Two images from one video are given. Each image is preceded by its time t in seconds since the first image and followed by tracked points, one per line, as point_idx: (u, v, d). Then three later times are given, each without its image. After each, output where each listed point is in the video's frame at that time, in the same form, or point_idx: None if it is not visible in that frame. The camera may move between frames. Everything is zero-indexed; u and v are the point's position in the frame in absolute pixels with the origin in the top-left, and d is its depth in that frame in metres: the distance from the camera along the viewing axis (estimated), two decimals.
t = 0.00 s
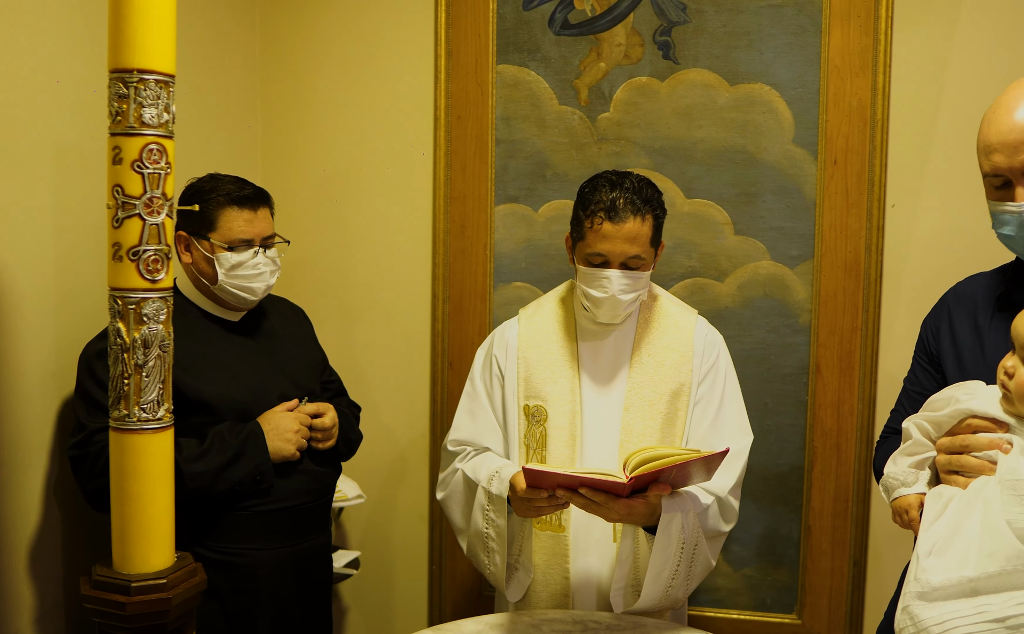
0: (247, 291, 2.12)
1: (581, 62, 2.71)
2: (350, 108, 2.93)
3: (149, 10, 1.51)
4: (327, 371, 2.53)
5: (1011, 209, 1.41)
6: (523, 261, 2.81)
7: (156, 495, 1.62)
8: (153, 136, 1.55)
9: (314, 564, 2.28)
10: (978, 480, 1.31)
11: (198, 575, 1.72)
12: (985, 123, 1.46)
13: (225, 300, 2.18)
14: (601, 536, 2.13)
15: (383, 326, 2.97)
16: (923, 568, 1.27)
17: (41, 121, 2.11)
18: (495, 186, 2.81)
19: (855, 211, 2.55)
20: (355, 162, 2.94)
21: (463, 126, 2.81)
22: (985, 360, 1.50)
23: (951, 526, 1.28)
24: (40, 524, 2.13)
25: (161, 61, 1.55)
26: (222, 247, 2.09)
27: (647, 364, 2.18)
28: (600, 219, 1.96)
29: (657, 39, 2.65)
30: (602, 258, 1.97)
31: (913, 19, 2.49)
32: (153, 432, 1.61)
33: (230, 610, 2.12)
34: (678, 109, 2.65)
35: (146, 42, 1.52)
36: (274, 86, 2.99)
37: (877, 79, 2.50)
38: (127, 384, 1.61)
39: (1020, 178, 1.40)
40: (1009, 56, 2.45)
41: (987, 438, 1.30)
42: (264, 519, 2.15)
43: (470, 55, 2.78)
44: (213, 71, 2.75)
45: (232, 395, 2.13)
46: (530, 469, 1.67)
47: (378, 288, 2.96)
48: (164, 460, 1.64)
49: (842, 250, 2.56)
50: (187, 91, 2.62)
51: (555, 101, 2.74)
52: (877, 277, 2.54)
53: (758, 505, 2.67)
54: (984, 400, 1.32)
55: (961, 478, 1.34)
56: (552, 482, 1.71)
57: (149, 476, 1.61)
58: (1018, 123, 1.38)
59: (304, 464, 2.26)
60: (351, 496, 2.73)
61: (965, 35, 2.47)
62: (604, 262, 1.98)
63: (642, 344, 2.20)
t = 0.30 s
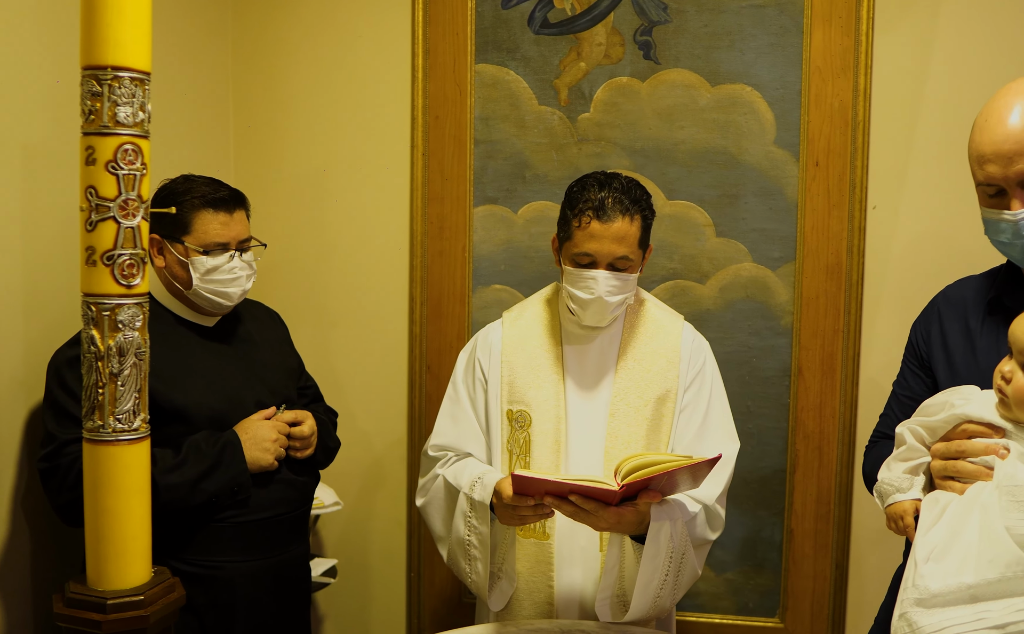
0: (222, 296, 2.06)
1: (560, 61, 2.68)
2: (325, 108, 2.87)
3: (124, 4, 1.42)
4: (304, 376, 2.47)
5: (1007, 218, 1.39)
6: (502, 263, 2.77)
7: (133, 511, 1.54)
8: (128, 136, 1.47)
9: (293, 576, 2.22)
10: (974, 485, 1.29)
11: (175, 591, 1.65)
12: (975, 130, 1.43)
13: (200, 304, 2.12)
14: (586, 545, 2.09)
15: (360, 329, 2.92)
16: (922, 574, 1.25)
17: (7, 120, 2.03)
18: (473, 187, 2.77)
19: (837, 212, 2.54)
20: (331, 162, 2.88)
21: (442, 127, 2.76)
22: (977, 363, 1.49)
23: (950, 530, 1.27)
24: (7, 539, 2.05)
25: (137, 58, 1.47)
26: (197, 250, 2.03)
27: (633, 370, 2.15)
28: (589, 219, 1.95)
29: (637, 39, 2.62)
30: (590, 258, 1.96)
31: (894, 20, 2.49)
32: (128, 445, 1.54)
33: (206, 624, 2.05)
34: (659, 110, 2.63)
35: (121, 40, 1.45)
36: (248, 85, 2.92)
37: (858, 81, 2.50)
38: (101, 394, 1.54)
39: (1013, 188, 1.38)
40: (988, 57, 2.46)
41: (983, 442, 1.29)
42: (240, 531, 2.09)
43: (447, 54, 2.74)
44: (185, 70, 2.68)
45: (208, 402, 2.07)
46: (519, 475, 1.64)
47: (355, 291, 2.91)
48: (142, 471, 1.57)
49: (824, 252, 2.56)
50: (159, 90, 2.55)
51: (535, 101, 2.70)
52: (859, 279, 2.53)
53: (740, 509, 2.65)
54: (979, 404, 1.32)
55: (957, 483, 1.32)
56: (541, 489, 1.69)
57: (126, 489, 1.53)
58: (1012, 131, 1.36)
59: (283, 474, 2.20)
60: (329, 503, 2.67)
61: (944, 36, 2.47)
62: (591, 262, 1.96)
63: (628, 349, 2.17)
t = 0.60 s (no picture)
0: (190, 301, 2.00)
1: (535, 61, 2.65)
2: (295, 107, 2.81)
3: None
4: (274, 382, 2.41)
5: (993, 221, 1.39)
6: (476, 265, 2.73)
7: (100, 524, 1.42)
8: (96, 136, 1.35)
9: (265, 587, 2.16)
10: (965, 491, 1.30)
11: (147, 609, 1.52)
12: (961, 134, 1.45)
13: (167, 309, 2.05)
14: (565, 552, 2.06)
15: (331, 334, 2.86)
16: (916, 585, 1.26)
17: None
18: (447, 188, 2.72)
19: (812, 215, 2.54)
20: (302, 163, 2.82)
21: (414, 127, 2.72)
22: (963, 368, 1.50)
23: (941, 539, 1.28)
24: None
25: (106, 55, 1.35)
26: (165, 254, 1.97)
27: (610, 375, 2.12)
28: (568, 218, 1.93)
29: (613, 39, 2.60)
30: (569, 259, 1.94)
31: (868, 22, 2.50)
32: (95, 457, 1.42)
33: None
34: (634, 111, 2.61)
35: (88, 35, 1.33)
36: (215, 83, 2.85)
37: (833, 83, 2.50)
38: (70, 405, 1.42)
39: (999, 191, 1.39)
40: (960, 60, 2.48)
41: (972, 449, 1.29)
42: (211, 543, 2.03)
43: (420, 54, 2.70)
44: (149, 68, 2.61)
45: (177, 411, 2.00)
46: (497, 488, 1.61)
47: (326, 295, 2.85)
48: (111, 487, 1.45)
49: (799, 255, 2.56)
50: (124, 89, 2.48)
51: (509, 101, 2.67)
52: (834, 281, 2.54)
53: (716, 512, 2.64)
54: (968, 410, 1.32)
55: (948, 489, 1.33)
56: (520, 501, 1.65)
57: (93, 504, 1.42)
58: (998, 135, 1.37)
59: (254, 483, 2.13)
60: (300, 510, 2.61)
61: (917, 39, 2.49)
62: (570, 263, 1.94)
63: (604, 354, 2.14)
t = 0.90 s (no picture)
0: (148, 304, 1.93)
1: (500, 60, 2.61)
2: (254, 105, 2.74)
3: None
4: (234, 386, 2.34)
5: (970, 223, 1.40)
6: (440, 267, 2.68)
7: (59, 535, 1.30)
8: (53, 133, 1.25)
9: (227, 597, 2.09)
10: (946, 494, 1.31)
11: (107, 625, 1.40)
12: (936, 136, 1.45)
13: (123, 313, 1.98)
14: (536, 559, 2.02)
15: (293, 337, 2.79)
16: (900, 591, 1.26)
17: None
18: (411, 189, 2.67)
19: (777, 216, 2.55)
20: (261, 162, 2.75)
21: (377, 127, 2.67)
22: (939, 369, 1.51)
23: (924, 543, 1.28)
24: None
25: (64, 50, 1.26)
26: (121, 256, 1.90)
27: (578, 378, 2.10)
28: (532, 216, 1.91)
29: (578, 38, 2.58)
30: (534, 257, 1.92)
31: (832, 24, 2.52)
32: (55, 466, 1.29)
33: None
34: (600, 111, 2.59)
35: (44, 29, 1.23)
36: (171, 80, 2.77)
37: (799, 84, 2.51)
38: (21, 415, 1.29)
39: (976, 191, 1.40)
40: (922, 63, 2.51)
41: (953, 451, 1.31)
42: (171, 553, 1.96)
43: (384, 52, 2.65)
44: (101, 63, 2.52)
45: (135, 417, 1.93)
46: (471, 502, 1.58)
47: (286, 297, 2.78)
48: (71, 498, 1.32)
49: (765, 255, 2.56)
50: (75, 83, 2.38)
51: (474, 100, 2.63)
52: (800, 281, 2.55)
53: (684, 513, 2.63)
54: (948, 411, 1.34)
55: (928, 492, 1.34)
56: (492, 511, 1.62)
57: (53, 515, 1.29)
58: (974, 136, 1.38)
59: (215, 491, 2.06)
60: (261, 517, 2.53)
61: (880, 41, 2.51)
62: (535, 262, 1.92)
63: (571, 355, 2.12)
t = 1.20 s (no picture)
0: (99, 308, 1.86)
1: (460, 60, 2.59)
2: (207, 104, 2.67)
3: None
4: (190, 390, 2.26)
5: (937, 225, 1.41)
6: (400, 269, 2.64)
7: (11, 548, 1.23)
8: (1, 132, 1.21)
9: (186, 607, 2.03)
10: (916, 494, 1.33)
11: None
12: (903, 138, 1.47)
13: (73, 317, 1.90)
14: (502, 566, 1.98)
15: (249, 341, 2.72)
16: (872, 590, 1.27)
17: None
18: (369, 189, 2.63)
19: (738, 217, 2.56)
20: (216, 162, 2.68)
21: (335, 126, 2.62)
22: (906, 370, 1.53)
23: (895, 543, 1.30)
24: None
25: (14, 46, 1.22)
26: (71, 259, 1.82)
27: (541, 381, 2.08)
28: (495, 215, 1.89)
29: (539, 38, 2.56)
30: (497, 257, 1.89)
31: (791, 26, 2.54)
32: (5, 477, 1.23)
33: None
34: (561, 110, 2.58)
35: None
36: (121, 77, 2.69)
37: (759, 85, 2.53)
38: None
39: (943, 194, 1.41)
40: (878, 65, 2.54)
41: (923, 451, 1.33)
42: (127, 563, 1.89)
43: (342, 50, 2.60)
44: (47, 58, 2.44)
45: (86, 424, 1.85)
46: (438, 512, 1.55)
47: (242, 300, 2.71)
48: (24, 511, 1.27)
49: (726, 256, 2.57)
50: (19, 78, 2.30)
51: (434, 99, 2.60)
52: (760, 281, 2.56)
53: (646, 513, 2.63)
54: (918, 412, 1.36)
55: (897, 492, 1.36)
56: (458, 521, 1.60)
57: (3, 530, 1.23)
58: (941, 138, 1.40)
59: (171, 498, 1.99)
60: (218, 524, 2.46)
61: (837, 44, 2.54)
62: (498, 262, 1.89)
63: (534, 359, 2.10)
